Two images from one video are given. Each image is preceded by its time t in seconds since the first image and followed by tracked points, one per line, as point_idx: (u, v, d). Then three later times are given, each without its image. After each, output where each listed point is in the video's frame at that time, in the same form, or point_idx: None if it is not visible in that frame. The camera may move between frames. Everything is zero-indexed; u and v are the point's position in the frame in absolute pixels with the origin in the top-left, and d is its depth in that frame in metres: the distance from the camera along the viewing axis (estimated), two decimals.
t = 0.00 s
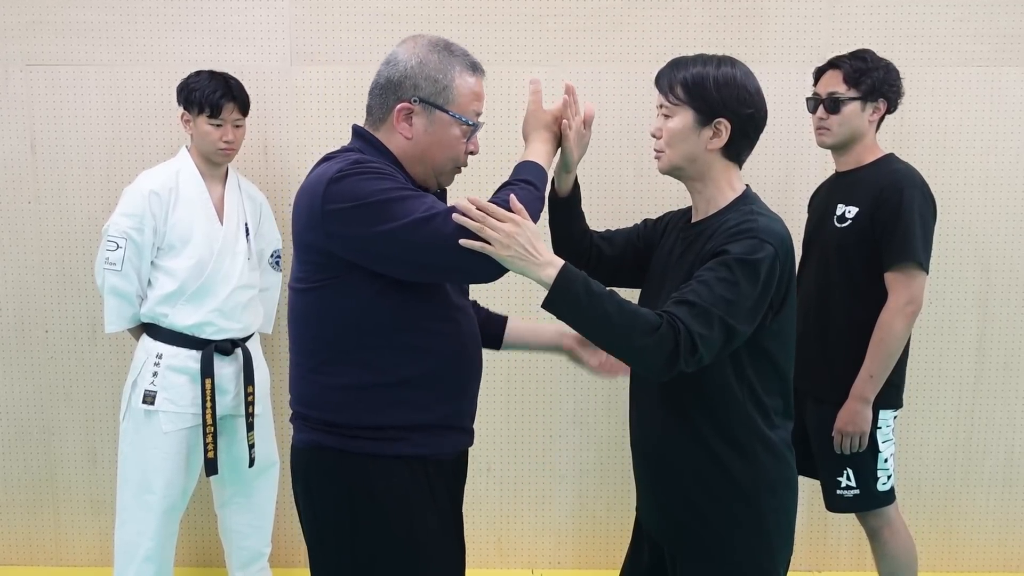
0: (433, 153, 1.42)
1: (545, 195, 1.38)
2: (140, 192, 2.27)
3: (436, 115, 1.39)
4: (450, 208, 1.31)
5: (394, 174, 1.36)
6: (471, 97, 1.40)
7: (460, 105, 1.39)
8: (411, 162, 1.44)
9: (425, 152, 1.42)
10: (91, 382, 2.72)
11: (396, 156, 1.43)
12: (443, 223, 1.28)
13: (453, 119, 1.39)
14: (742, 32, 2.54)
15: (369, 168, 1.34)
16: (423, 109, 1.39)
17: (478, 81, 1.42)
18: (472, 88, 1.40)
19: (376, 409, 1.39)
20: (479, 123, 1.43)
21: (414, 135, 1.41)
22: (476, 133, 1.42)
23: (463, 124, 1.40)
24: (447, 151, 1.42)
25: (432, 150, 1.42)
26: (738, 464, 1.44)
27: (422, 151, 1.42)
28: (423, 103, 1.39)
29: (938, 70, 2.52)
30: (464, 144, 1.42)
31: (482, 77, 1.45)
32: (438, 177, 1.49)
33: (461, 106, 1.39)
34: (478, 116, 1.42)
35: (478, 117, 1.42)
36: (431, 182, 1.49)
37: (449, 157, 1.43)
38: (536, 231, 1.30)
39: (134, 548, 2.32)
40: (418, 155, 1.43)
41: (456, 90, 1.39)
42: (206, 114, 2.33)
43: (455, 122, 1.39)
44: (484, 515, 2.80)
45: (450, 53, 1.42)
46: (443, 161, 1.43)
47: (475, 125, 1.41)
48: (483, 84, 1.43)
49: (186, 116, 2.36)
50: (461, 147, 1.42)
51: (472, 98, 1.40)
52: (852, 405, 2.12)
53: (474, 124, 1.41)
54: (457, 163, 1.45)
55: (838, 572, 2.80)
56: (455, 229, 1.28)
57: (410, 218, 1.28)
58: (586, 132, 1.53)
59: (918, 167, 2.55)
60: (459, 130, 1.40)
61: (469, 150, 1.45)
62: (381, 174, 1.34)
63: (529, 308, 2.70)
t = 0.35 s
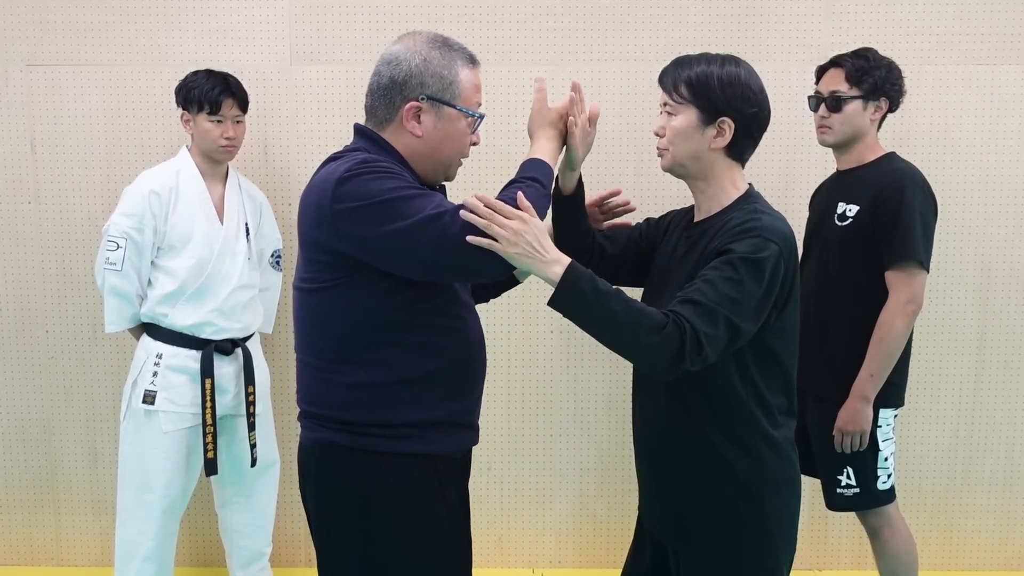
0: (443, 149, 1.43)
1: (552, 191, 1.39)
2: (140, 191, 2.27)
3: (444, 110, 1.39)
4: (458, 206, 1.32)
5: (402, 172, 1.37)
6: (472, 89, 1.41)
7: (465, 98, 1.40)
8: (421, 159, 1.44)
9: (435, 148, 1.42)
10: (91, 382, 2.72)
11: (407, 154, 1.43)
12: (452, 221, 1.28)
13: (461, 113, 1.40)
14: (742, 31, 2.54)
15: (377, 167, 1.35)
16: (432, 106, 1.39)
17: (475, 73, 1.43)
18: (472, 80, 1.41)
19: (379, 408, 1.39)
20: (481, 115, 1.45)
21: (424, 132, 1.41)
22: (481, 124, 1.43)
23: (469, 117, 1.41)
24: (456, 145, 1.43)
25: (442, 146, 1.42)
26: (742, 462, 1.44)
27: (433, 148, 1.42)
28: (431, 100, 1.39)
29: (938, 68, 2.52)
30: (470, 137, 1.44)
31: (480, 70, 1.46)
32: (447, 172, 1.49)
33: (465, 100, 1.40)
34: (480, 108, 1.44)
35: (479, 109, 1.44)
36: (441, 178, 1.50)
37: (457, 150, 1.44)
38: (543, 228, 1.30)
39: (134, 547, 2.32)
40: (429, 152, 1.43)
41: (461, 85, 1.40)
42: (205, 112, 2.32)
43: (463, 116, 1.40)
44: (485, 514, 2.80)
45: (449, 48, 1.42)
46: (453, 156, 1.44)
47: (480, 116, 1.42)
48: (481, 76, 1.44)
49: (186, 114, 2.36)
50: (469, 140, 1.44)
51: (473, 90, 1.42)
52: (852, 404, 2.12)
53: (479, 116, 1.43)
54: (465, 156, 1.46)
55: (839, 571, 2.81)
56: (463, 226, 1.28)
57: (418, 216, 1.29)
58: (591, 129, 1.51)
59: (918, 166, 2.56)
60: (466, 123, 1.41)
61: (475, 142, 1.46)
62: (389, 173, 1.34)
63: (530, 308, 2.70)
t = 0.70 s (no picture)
0: (443, 152, 1.42)
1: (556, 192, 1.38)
2: (141, 191, 2.27)
3: (447, 114, 1.39)
4: (464, 206, 1.32)
5: (408, 173, 1.37)
6: (481, 98, 1.41)
7: (471, 105, 1.40)
8: (419, 160, 1.44)
9: (436, 151, 1.42)
10: (92, 381, 2.72)
11: (407, 154, 1.43)
12: (458, 220, 1.28)
13: (464, 119, 1.39)
14: (743, 31, 2.54)
15: (385, 167, 1.35)
16: (435, 109, 1.39)
17: (488, 82, 1.43)
18: (482, 89, 1.41)
19: (381, 408, 1.39)
20: (489, 125, 1.44)
21: (424, 134, 1.41)
22: (487, 134, 1.42)
23: (472, 125, 1.40)
24: (458, 150, 1.42)
25: (442, 150, 1.42)
26: (746, 461, 1.44)
27: (433, 150, 1.42)
28: (435, 102, 1.39)
29: (939, 67, 2.52)
30: (473, 145, 1.43)
31: (494, 80, 1.45)
32: (447, 177, 1.49)
33: (471, 107, 1.40)
34: (489, 118, 1.43)
35: (488, 119, 1.43)
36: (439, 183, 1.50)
37: (458, 156, 1.43)
38: (548, 228, 1.30)
39: (135, 546, 2.32)
40: (428, 154, 1.43)
41: (467, 91, 1.39)
42: (207, 113, 2.32)
43: (466, 122, 1.39)
44: (486, 513, 2.81)
45: (463, 54, 1.42)
46: (452, 161, 1.44)
47: (486, 126, 1.42)
48: (494, 86, 1.44)
49: (188, 114, 2.36)
50: (471, 148, 1.43)
51: (481, 99, 1.41)
52: (853, 403, 2.12)
53: (485, 125, 1.42)
54: (465, 163, 1.46)
55: (839, 570, 2.81)
56: (468, 227, 1.28)
57: (424, 216, 1.29)
58: (595, 130, 1.52)
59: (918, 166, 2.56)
60: (470, 130, 1.40)
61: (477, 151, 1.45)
62: (396, 173, 1.34)
63: (530, 307, 2.70)
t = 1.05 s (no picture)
0: (440, 154, 1.43)
1: (556, 193, 1.38)
2: (141, 190, 2.27)
3: (445, 116, 1.40)
4: (467, 207, 1.32)
5: (411, 173, 1.37)
6: (480, 103, 1.41)
7: (470, 109, 1.40)
8: (415, 160, 1.44)
9: (432, 153, 1.42)
10: (92, 380, 2.72)
11: (403, 154, 1.43)
12: (460, 221, 1.28)
13: (462, 122, 1.40)
14: (743, 30, 2.54)
15: (388, 167, 1.35)
16: (433, 110, 1.39)
17: (487, 88, 1.43)
18: (481, 94, 1.41)
19: (382, 407, 1.40)
20: (487, 129, 1.44)
21: (422, 134, 1.41)
22: (483, 139, 1.43)
23: (470, 129, 1.40)
24: (454, 153, 1.42)
25: (439, 151, 1.42)
26: (748, 459, 1.44)
27: (429, 151, 1.42)
28: (433, 103, 1.39)
29: (938, 66, 2.52)
30: (470, 149, 1.43)
31: (494, 86, 1.46)
32: (442, 178, 1.49)
33: (470, 110, 1.40)
34: (486, 123, 1.43)
35: (486, 124, 1.43)
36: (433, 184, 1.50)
37: (454, 158, 1.43)
38: (549, 228, 1.30)
39: (135, 545, 2.32)
40: (424, 155, 1.43)
41: (466, 95, 1.40)
42: (209, 114, 2.33)
43: (464, 125, 1.40)
44: (486, 512, 2.81)
45: (464, 59, 1.43)
46: (447, 163, 1.44)
47: (483, 131, 1.42)
48: (493, 92, 1.44)
49: (190, 114, 2.36)
50: (467, 152, 1.43)
51: (480, 104, 1.41)
52: (854, 402, 2.12)
53: (482, 130, 1.42)
54: (460, 167, 1.46)
55: (840, 569, 2.82)
56: (470, 228, 1.28)
57: (426, 215, 1.29)
58: (595, 130, 1.52)
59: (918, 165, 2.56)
60: (467, 134, 1.41)
61: (473, 155, 1.45)
62: (399, 173, 1.34)
63: (530, 307, 2.71)
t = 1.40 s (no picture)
0: (433, 153, 1.42)
1: (553, 193, 1.38)
2: (142, 190, 2.27)
3: (438, 115, 1.39)
4: (464, 207, 1.31)
5: (407, 173, 1.37)
6: (473, 102, 1.41)
7: (463, 108, 1.40)
8: (409, 160, 1.44)
9: (425, 152, 1.42)
10: (92, 380, 2.72)
11: (396, 154, 1.42)
12: (458, 221, 1.28)
13: (455, 121, 1.40)
14: (743, 30, 2.54)
15: (384, 168, 1.35)
16: (426, 109, 1.39)
17: (480, 87, 1.43)
18: (474, 93, 1.41)
19: (379, 407, 1.40)
20: (479, 129, 1.44)
21: (416, 134, 1.41)
22: (476, 138, 1.43)
23: (462, 128, 1.40)
24: (447, 152, 1.42)
25: (433, 150, 1.42)
26: (746, 459, 1.44)
27: (423, 150, 1.42)
28: (427, 103, 1.39)
29: (939, 66, 2.52)
30: (462, 148, 1.43)
31: (487, 85, 1.45)
32: (435, 177, 1.49)
33: (462, 109, 1.40)
34: (479, 122, 1.43)
35: (478, 123, 1.43)
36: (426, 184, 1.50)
37: (447, 157, 1.43)
38: (546, 229, 1.30)
39: (135, 545, 2.32)
40: (418, 154, 1.43)
41: (460, 94, 1.39)
42: (210, 113, 2.32)
43: (457, 125, 1.40)
44: (486, 512, 2.80)
45: (457, 58, 1.42)
46: (440, 163, 1.44)
47: (476, 130, 1.42)
48: (486, 91, 1.44)
49: (191, 113, 2.36)
50: (460, 151, 1.43)
51: (473, 103, 1.41)
52: (854, 402, 2.12)
53: (475, 129, 1.42)
54: (453, 166, 1.46)
55: (840, 569, 2.81)
56: (466, 229, 1.27)
57: (423, 215, 1.29)
58: (592, 131, 1.51)
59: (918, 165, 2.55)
60: (460, 133, 1.41)
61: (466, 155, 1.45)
62: (396, 173, 1.34)
63: (530, 307, 2.70)
